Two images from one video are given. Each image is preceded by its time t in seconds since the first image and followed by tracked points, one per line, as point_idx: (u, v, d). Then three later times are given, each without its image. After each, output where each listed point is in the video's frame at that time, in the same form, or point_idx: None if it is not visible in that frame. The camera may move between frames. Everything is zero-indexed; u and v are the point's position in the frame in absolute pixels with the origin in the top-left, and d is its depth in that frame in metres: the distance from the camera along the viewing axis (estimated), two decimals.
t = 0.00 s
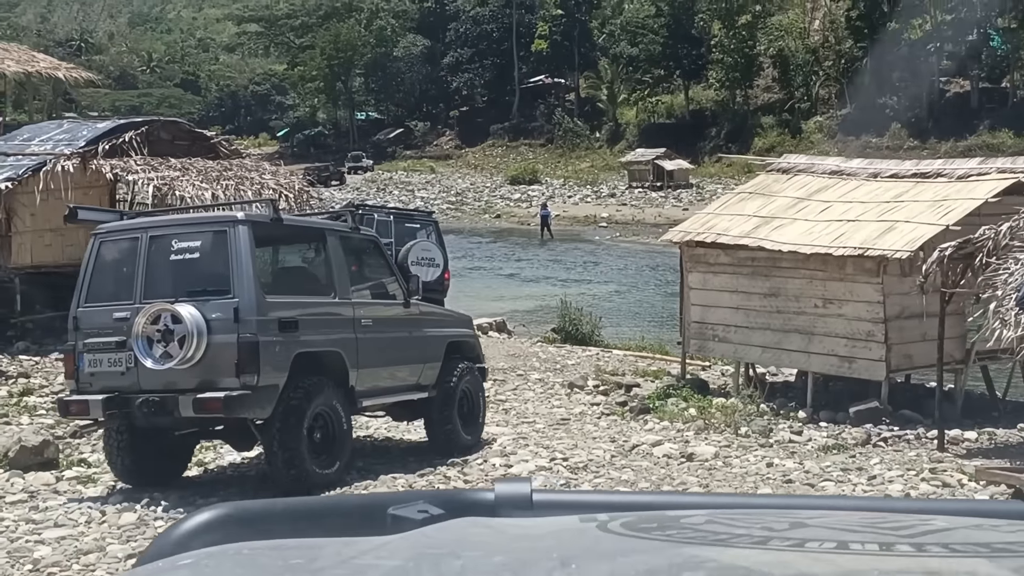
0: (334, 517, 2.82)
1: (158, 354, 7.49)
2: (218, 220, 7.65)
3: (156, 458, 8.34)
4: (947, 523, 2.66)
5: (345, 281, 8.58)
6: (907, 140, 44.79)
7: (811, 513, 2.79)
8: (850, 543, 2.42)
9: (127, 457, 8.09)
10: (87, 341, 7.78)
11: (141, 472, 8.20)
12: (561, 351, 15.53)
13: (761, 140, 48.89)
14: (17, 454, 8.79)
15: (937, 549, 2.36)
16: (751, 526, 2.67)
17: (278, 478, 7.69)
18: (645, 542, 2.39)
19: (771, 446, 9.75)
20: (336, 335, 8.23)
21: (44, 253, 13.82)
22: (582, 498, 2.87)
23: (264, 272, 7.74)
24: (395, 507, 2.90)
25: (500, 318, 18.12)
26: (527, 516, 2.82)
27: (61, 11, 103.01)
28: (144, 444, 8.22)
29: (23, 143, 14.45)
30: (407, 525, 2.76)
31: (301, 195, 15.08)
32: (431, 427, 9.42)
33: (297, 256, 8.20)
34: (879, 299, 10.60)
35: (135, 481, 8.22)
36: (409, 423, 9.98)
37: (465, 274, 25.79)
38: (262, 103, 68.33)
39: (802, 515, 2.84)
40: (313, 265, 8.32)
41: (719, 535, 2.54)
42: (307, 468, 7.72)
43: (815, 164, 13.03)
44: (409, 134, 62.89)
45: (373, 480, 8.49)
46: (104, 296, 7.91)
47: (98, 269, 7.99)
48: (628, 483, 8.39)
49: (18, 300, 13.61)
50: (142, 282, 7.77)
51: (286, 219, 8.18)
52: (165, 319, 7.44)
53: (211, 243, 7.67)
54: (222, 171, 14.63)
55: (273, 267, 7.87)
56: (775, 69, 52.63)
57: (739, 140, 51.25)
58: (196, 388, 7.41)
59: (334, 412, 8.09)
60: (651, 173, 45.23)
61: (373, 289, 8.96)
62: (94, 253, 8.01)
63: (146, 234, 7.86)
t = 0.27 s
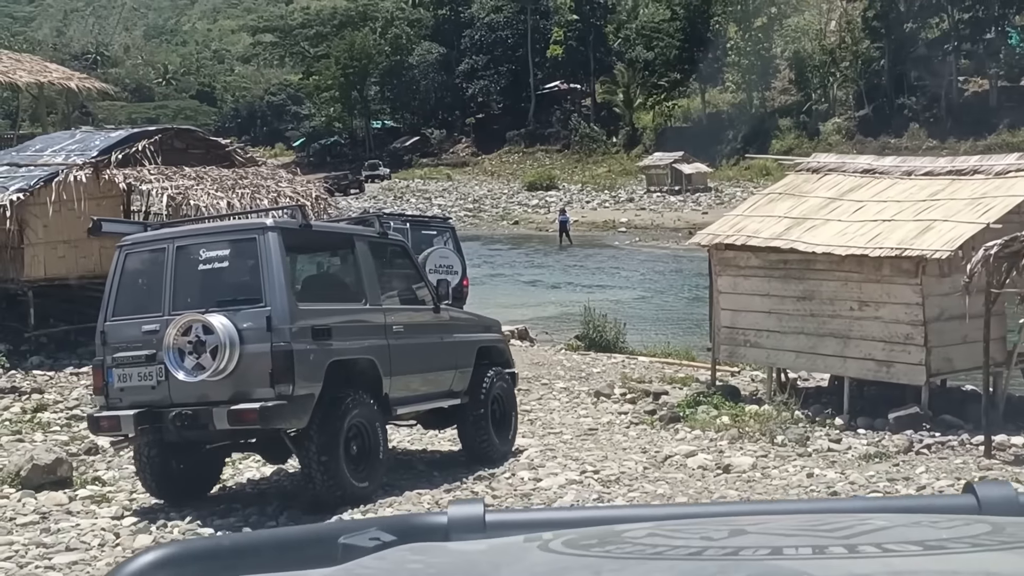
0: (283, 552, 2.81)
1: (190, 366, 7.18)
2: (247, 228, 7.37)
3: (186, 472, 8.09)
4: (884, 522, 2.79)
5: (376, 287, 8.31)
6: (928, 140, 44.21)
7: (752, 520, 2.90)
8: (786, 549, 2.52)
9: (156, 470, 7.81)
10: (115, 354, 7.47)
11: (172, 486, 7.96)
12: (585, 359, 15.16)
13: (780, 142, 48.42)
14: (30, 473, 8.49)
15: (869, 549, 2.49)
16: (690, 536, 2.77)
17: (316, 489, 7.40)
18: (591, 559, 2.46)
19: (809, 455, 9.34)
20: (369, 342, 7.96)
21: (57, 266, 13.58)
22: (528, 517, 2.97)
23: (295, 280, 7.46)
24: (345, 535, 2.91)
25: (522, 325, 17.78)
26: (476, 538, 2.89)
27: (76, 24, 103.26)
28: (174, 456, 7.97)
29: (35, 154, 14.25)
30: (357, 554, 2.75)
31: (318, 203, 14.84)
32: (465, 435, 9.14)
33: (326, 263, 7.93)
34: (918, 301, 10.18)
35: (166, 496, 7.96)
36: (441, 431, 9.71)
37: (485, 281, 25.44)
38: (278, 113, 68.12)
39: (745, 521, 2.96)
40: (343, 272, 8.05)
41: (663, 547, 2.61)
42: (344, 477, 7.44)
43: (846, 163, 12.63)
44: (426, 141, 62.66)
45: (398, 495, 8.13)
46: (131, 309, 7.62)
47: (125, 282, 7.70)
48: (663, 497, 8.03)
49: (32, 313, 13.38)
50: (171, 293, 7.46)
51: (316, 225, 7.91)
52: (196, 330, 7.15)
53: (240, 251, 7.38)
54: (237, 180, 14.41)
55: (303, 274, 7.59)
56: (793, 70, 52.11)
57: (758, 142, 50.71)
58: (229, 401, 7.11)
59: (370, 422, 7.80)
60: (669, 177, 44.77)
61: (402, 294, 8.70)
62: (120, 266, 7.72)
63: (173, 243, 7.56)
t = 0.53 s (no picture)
0: (331, 544, 2.75)
1: (227, 373, 7.14)
2: (282, 231, 7.29)
3: (224, 478, 7.96)
4: (970, 515, 2.81)
5: (414, 287, 8.16)
6: (955, 131, 43.53)
7: (831, 510, 2.91)
8: (880, 541, 2.55)
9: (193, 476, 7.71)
10: (152, 361, 7.46)
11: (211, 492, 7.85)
12: (615, 358, 14.82)
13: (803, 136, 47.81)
14: (51, 482, 8.20)
15: (962, 542, 2.51)
16: (771, 527, 2.77)
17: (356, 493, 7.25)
18: (678, 552, 2.49)
19: (856, 458, 8.99)
20: (408, 343, 7.81)
21: (78, 269, 13.36)
22: (585, 509, 2.91)
23: (333, 282, 7.36)
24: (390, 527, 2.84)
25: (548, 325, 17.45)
26: (528, 533, 2.80)
27: (94, 29, 103.53)
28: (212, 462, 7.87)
29: (55, 157, 14.10)
30: (406, 550, 2.70)
31: (341, 203, 14.57)
32: (503, 437, 8.95)
33: (363, 264, 7.77)
34: (967, 296, 9.88)
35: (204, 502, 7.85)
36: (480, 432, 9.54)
37: (508, 280, 25.11)
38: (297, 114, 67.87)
39: (821, 512, 2.98)
40: (381, 272, 7.89)
41: (746, 540, 2.63)
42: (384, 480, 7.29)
43: (885, 154, 12.27)
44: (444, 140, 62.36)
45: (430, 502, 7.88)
46: (167, 315, 7.57)
47: (161, 288, 7.67)
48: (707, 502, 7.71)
49: (53, 318, 13.15)
50: (206, 298, 7.43)
51: (353, 225, 7.79)
52: (232, 335, 7.09)
53: (276, 254, 7.31)
54: (259, 180, 14.19)
55: (342, 276, 7.48)
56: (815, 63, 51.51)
57: (780, 136, 50.08)
58: (268, 406, 7.04)
59: (408, 424, 7.66)
60: (692, 172, 44.27)
61: (439, 293, 8.49)
62: (155, 272, 7.70)
63: (209, 248, 7.52)
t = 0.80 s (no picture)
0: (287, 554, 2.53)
1: (253, 372, 7.03)
2: (309, 229, 7.15)
3: (246, 478, 7.87)
4: (935, 506, 2.57)
5: (437, 286, 8.07)
6: (964, 129, 43.16)
7: (794, 503, 2.67)
8: (840, 535, 2.32)
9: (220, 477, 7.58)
10: (176, 360, 7.31)
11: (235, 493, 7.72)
12: (626, 359, 14.57)
13: (812, 134, 47.53)
14: (51, 485, 8.02)
15: (926, 536, 2.30)
16: (733, 521, 2.53)
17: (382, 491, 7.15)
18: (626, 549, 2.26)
19: (876, 464, 8.77)
20: (432, 343, 7.72)
21: (81, 267, 13.15)
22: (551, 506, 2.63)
23: (360, 282, 7.24)
24: (361, 528, 2.58)
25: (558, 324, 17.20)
26: (499, 530, 2.56)
27: (105, 28, 103.86)
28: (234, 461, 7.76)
29: (59, 153, 14.02)
30: (371, 550, 2.50)
31: (347, 199, 14.36)
32: (525, 435, 8.93)
33: (388, 262, 7.66)
34: (989, 296, 9.60)
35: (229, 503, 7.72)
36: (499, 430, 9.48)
37: (517, 279, 24.86)
38: (306, 113, 67.80)
39: (786, 505, 2.73)
40: (405, 271, 7.79)
41: (698, 534, 2.39)
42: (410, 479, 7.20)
43: (903, 151, 12.01)
44: (453, 138, 62.20)
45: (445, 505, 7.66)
46: (190, 314, 7.43)
47: (184, 286, 7.52)
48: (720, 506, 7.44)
49: (56, 317, 13.00)
50: (231, 297, 7.28)
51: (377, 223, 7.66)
52: (259, 335, 6.96)
53: (303, 253, 7.18)
54: (264, 176, 14.02)
55: (369, 275, 7.36)
56: (825, 62, 51.26)
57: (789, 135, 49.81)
58: (294, 406, 6.95)
59: (433, 424, 7.58)
60: (700, 171, 44.04)
61: (462, 291, 8.43)
62: (179, 270, 7.54)
63: (234, 246, 7.37)
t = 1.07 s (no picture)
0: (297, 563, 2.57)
1: (277, 372, 7.07)
2: (332, 229, 7.21)
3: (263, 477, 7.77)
4: (945, 516, 2.59)
5: (457, 288, 8.13)
6: (972, 130, 42.90)
7: (802, 515, 2.69)
8: (852, 546, 2.31)
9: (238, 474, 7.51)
10: (198, 359, 7.38)
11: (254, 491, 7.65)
12: (634, 360, 14.40)
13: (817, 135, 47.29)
14: (50, 490, 7.86)
15: (936, 545, 2.29)
16: (742, 533, 2.55)
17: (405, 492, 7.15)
18: (641, 563, 2.25)
19: (894, 470, 8.59)
20: (454, 344, 7.77)
21: (83, 268, 12.98)
22: (561, 516, 2.67)
23: (384, 282, 7.27)
24: (369, 540, 2.60)
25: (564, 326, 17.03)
26: (503, 543, 2.58)
27: (110, 29, 103.82)
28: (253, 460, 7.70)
29: (61, 153, 13.90)
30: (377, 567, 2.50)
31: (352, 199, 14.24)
32: (542, 436, 8.97)
33: (412, 263, 7.71)
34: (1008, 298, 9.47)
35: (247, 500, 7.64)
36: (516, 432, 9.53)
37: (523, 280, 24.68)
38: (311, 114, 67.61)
39: (792, 515, 2.75)
40: (427, 272, 7.82)
41: (716, 547, 2.38)
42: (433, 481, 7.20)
43: (916, 151, 11.84)
44: (457, 139, 61.99)
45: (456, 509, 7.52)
46: (213, 313, 7.48)
47: (206, 285, 7.57)
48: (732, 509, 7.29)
49: (57, 318, 12.87)
50: (254, 297, 7.33)
51: (399, 224, 7.72)
52: (283, 335, 7.02)
53: (326, 254, 7.23)
54: (269, 176, 13.86)
55: (392, 275, 7.39)
56: (831, 63, 51.08)
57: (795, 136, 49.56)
58: (317, 406, 6.98)
59: (454, 426, 7.60)
60: (706, 172, 43.83)
61: (482, 293, 8.50)
62: (201, 269, 7.58)
63: (256, 245, 7.42)
